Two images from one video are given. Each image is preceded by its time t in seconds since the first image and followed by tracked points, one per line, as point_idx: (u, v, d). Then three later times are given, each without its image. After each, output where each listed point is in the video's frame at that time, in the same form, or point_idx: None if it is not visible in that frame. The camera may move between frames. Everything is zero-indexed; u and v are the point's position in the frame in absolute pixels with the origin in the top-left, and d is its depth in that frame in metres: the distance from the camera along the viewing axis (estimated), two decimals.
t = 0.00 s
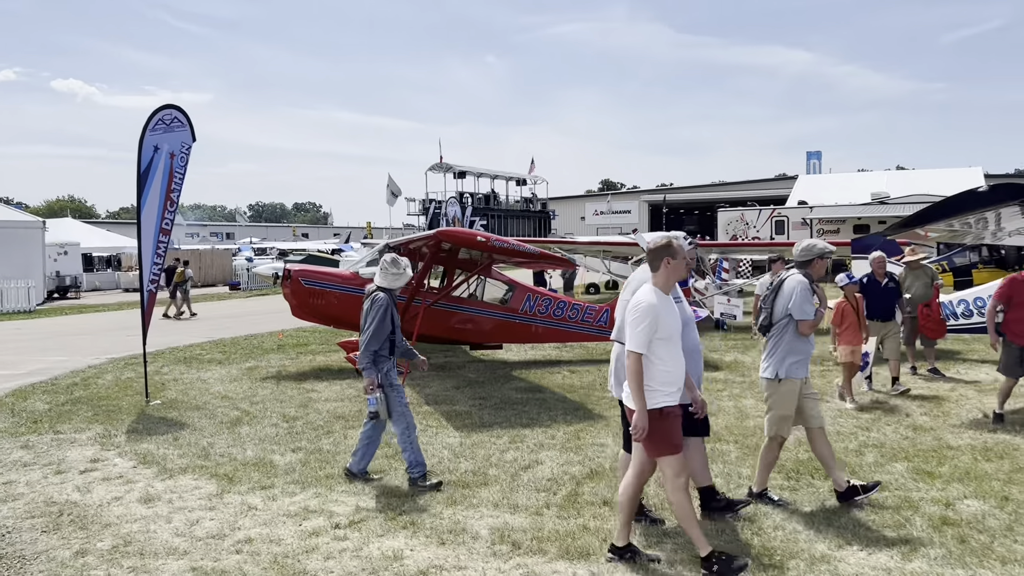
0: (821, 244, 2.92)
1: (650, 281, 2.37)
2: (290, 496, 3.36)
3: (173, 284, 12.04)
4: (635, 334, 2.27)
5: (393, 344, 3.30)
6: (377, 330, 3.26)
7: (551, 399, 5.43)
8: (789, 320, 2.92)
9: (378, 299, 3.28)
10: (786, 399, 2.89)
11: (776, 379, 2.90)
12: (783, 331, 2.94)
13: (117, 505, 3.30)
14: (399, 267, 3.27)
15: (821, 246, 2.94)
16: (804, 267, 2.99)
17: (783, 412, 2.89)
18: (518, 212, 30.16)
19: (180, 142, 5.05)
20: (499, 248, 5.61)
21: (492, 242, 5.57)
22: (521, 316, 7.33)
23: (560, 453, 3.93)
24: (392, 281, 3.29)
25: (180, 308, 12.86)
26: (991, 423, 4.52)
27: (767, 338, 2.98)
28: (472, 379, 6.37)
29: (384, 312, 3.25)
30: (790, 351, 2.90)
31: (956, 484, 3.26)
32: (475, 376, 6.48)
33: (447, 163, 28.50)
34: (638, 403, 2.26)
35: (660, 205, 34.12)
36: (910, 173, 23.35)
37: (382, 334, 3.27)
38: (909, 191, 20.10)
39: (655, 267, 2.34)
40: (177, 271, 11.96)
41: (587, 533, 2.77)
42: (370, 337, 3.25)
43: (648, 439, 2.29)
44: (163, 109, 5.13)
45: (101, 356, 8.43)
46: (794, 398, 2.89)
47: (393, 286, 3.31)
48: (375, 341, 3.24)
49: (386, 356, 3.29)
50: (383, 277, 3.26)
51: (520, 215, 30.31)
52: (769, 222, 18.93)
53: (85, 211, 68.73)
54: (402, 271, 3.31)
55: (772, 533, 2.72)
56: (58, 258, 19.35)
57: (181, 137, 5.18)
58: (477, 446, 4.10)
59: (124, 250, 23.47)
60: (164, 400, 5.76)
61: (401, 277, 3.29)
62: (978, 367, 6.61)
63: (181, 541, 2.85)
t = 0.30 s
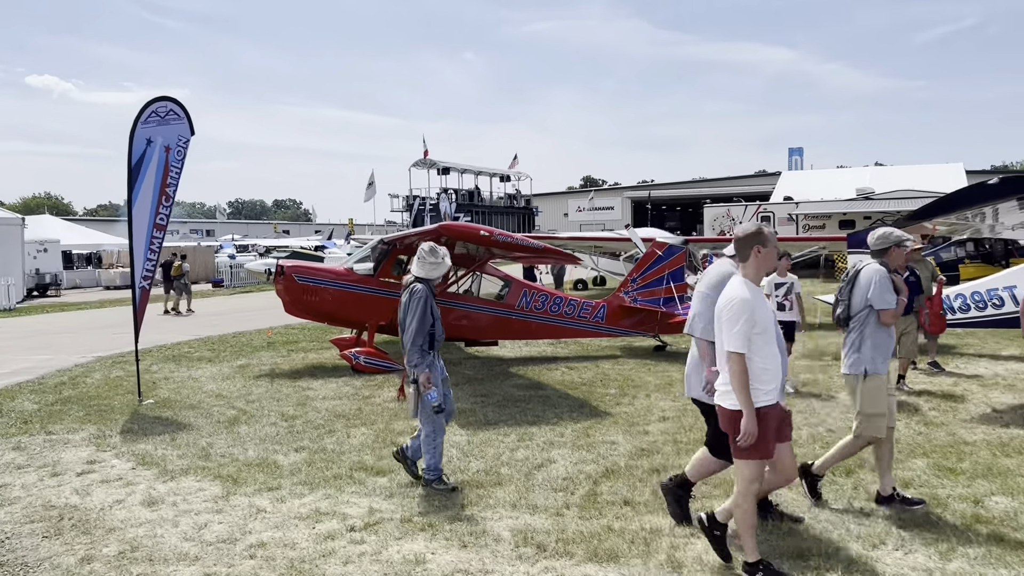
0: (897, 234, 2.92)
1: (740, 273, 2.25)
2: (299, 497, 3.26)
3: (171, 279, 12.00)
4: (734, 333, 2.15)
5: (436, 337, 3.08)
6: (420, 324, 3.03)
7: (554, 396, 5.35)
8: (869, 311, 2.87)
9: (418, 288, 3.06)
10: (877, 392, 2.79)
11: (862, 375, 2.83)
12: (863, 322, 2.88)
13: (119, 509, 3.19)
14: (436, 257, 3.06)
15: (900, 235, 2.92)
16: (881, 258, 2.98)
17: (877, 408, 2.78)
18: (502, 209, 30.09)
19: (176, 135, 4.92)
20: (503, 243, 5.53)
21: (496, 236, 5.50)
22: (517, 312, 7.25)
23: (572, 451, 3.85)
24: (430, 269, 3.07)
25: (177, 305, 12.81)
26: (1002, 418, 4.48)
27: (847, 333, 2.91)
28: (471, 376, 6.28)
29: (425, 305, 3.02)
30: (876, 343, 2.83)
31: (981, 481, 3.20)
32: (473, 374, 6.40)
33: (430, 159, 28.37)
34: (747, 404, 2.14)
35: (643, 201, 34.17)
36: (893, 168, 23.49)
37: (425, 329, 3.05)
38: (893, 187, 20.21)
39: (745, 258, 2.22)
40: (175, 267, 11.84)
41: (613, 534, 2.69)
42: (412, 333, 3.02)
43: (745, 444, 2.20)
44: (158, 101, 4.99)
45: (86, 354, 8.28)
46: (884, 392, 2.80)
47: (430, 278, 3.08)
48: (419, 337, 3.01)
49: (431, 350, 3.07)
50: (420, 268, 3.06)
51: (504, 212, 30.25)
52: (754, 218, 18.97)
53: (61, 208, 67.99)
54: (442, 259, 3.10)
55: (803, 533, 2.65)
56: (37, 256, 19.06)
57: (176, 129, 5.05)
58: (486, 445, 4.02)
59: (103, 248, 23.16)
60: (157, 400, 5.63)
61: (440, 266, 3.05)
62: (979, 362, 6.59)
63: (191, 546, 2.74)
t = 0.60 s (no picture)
0: (968, 224, 2.78)
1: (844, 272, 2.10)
2: (308, 503, 3.15)
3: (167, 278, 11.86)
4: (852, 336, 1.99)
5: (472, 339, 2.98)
6: (454, 322, 2.95)
7: (555, 395, 5.26)
8: (945, 306, 2.77)
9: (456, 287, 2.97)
10: (971, 387, 2.66)
11: (948, 372, 2.70)
12: (939, 318, 2.77)
13: (120, 516, 3.06)
14: (474, 253, 2.97)
15: (970, 225, 2.79)
16: (955, 249, 2.87)
17: (978, 402, 2.64)
18: (484, 205, 29.99)
19: (169, 128, 4.76)
20: (506, 240, 5.40)
21: (498, 233, 5.38)
22: (512, 309, 7.15)
23: (583, 452, 3.75)
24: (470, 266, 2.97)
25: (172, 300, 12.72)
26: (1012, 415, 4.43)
27: (922, 329, 2.80)
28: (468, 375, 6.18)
29: (461, 304, 2.94)
30: (955, 340, 2.71)
31: (1006, 481, 3.14)
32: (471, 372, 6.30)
33: (413, 155, 28.22)
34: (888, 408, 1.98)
35: (625, 198, 34.17)
36: (874, 165, 23.61)
37: (459, 328, 2.96)
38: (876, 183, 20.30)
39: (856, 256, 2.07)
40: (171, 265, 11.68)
41: (639, 540, 2.59)
42: (445, 332, 2.96)
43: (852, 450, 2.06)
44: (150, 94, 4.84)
45: (70, 354, 8.11)
46: (977, 386, 2.68)
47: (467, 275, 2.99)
48: (452, 335, 2.94)
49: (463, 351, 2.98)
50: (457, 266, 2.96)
51: (487, 208, 30.15)
52: (739, 214, 18.98)
53: (36, 206, 67.12)
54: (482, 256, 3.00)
55: (836, 539, 2.57)
56: (14, 253, 18.71)
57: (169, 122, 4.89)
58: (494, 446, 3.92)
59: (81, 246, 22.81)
60: (148, 400, 5.49)
61: (478, 263, 2.97)
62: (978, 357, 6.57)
63: (200, 556, 2.63)
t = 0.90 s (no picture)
0: None
1: (964, 257, 2.06)
2: (319, 505, 3.05)
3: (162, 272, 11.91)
4: (970, 325, 1.92)
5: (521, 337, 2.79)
6: (501, 319, 2.75)
7: (557, 392, 5.18)
8: None
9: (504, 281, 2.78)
10: None
11: None
12: None
13: (125, 521, 2.95)
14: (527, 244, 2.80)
15: None
16: None
17: None
18: (466, 201, 29.87)
19: (167, 122, 4.66)
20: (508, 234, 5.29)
21: (501, 226, 5.26)
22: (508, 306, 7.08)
23: (597, 450, 3.68)
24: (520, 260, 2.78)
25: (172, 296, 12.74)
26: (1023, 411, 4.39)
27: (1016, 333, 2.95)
28: (465, 372, 6.09)
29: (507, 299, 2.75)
30: None
31: None
32: (468, 369, 6.21)
33: (394, 151, 28.06)
34: (997, 403, 1.91)
35: (607, 194, 34.17)
36: (856, 161, 23.71)
37: (506, 326, 2.77)
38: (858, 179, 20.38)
39: (981, 240, 2.03)
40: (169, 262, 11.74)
41: (669, 541, 2.52)
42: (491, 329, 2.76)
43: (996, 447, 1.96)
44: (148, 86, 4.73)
45: (54, 353, 7.94)
46: None
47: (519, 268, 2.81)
48: (498, 333, 2.75)
49: (512, 350, 2.79)
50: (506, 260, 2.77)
51: (468, 205, 30.04)
52: (724, 210, 19.00)
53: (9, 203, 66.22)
54: (534, 249, 2.82)
55: (871, 538, 2.52)
56: None
57: (169, 116, 4.79)
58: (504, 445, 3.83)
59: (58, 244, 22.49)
60: (140, 400, 5.36)
61: (530, 257, 2.79)
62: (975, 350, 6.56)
63: (215, 561, 2.53)
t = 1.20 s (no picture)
0: None
1: None
2: (333, 513, 2.98)
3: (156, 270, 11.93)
4: None
5: (576, 336, 2.72)
6: (553, 318, 2.68)
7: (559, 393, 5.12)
8: None
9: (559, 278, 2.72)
10: None
11: None
12: None
13: (133, 530, 2.87)
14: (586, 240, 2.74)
15: None
16: None
17: None
18: (447, 200, 29.78)
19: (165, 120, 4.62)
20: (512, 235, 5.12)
21: (505, 228, 5.09)
22: (502, 305, 7.02)
23: (610, 453, 3.62)
24: (575, 258, 2.72)
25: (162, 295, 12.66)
26: None
27: None
28: (463, 373, 6.02)
29: (561, 299, 2.68)
30: None
31: None
32: (465, 370, 6.14)
33: (375, 149, 27.88)
34: None
35: (587, 193, 34.18)
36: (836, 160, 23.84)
37: (559, 326, 2.69)
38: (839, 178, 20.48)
39: None
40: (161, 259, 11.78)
41: (699, 549, 2.47)
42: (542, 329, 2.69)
43: None
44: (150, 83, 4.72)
45: (38, 354, 7.79)
46: None
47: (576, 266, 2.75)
48: (549, 333, 2.67)
49: (565, 351, 2.72)
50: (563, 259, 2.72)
51: (449, 203, 29.94)
52: (707, 208, 19.02)
53: None
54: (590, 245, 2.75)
55: (903, 544, 2.48)
56: None
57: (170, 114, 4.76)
58: (513, 449, 3.78)
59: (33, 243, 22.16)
60: (134, 403, 5.25)
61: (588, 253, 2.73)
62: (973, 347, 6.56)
63: (232, 574, 2.45)
